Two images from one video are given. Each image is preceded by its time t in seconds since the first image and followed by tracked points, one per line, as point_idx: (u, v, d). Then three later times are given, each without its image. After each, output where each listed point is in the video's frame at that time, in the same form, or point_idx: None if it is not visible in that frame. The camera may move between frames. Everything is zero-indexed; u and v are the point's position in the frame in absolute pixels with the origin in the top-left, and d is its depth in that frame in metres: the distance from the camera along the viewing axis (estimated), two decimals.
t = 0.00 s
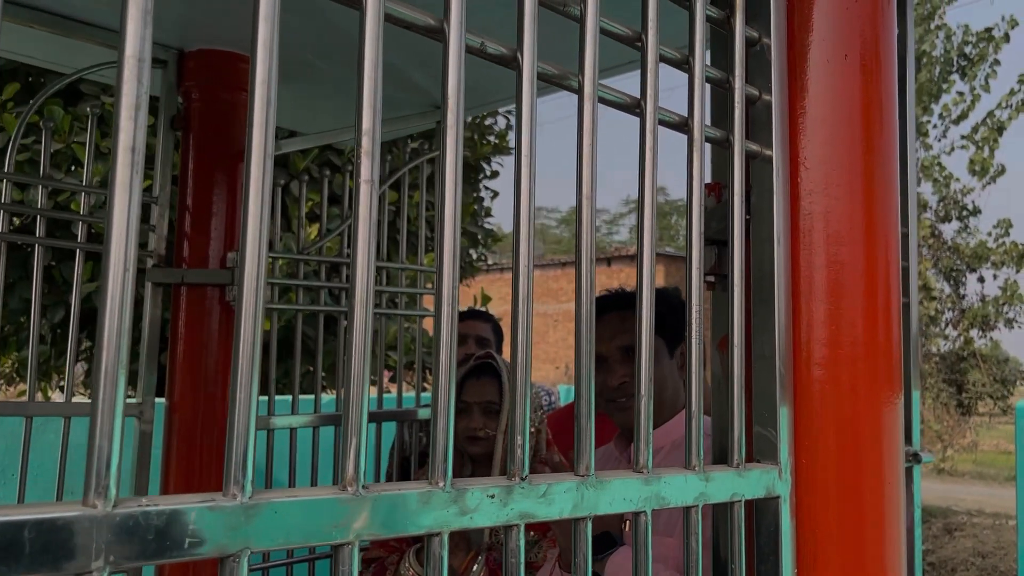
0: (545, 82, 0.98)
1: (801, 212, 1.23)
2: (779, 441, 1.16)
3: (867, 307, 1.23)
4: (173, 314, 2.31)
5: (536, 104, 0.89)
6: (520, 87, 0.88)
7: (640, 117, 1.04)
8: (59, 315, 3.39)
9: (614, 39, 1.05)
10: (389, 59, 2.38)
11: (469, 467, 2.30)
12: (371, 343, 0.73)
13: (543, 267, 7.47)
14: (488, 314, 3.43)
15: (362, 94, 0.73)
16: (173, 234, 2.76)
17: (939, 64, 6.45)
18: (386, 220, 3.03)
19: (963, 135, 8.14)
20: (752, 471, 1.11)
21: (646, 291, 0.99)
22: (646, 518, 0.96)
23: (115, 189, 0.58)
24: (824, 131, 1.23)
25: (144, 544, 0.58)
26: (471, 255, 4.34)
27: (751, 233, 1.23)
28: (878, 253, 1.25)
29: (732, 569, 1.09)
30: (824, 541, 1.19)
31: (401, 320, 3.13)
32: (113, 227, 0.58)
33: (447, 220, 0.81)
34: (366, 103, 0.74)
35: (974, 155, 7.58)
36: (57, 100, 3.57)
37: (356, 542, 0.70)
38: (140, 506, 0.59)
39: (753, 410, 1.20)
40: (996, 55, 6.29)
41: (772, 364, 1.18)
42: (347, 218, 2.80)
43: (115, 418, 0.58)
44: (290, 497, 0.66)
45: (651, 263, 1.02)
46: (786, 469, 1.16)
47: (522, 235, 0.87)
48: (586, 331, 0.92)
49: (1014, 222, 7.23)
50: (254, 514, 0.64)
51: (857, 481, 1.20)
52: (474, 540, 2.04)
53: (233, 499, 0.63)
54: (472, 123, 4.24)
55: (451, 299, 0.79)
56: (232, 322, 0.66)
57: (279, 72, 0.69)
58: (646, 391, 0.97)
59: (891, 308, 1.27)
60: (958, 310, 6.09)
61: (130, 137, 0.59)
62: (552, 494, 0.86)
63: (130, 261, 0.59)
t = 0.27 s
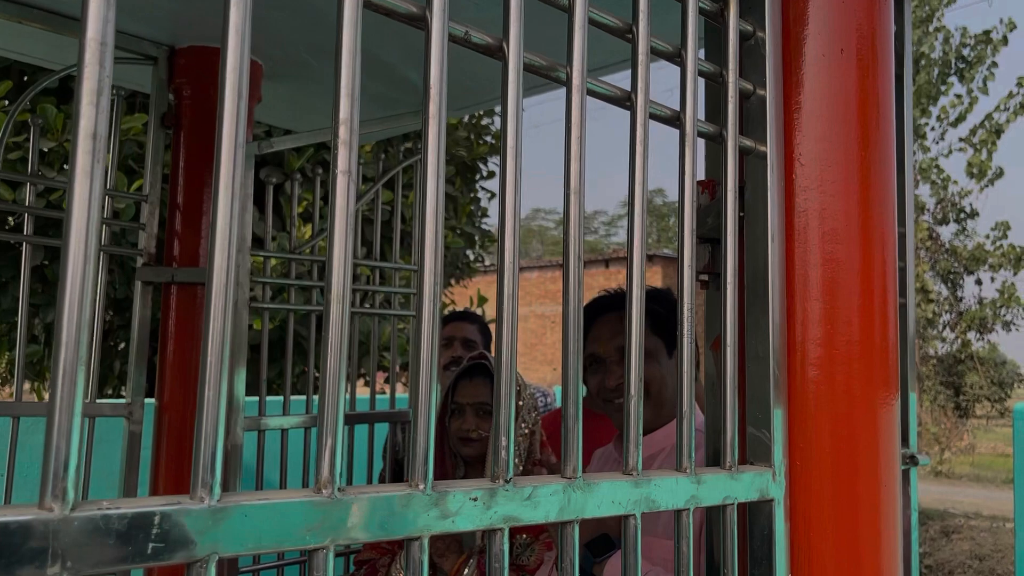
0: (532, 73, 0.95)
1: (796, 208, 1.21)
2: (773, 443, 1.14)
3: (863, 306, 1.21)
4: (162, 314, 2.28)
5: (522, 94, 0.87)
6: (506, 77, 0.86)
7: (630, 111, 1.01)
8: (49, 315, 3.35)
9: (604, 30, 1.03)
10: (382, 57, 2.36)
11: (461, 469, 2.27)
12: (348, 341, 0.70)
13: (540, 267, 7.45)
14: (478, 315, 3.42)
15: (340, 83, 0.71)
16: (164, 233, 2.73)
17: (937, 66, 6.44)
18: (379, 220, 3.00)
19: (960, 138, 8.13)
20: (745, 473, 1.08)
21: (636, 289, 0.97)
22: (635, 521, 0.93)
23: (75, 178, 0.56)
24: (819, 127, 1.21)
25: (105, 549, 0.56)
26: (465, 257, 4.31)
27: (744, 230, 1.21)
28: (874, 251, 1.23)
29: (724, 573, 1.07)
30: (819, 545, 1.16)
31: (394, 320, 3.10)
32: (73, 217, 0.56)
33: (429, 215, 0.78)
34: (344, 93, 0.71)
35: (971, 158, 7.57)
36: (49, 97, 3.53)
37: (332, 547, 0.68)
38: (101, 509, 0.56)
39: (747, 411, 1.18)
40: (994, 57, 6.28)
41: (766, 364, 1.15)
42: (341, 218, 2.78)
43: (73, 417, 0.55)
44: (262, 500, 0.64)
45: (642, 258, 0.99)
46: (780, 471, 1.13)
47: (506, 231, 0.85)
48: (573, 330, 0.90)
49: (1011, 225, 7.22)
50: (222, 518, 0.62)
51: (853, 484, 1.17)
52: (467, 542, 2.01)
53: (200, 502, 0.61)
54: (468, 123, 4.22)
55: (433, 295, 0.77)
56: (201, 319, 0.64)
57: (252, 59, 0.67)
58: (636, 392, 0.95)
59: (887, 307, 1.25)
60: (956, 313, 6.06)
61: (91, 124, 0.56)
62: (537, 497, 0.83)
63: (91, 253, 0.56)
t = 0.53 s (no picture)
0: (524, 47, 0.90)
1: (799, 195, 1.16)
2: (775, 439, 1.09)
3: (869, 297, 1.16)
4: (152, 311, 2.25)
5: (512, 67, 0.82)
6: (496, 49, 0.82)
7: (628, 90, 0.97)
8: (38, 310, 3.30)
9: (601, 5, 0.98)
10: (374, 48, 2.30)
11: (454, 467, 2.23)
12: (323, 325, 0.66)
13: (539, 266, 7.40)
14: (473, 312, 3.39)
15: (316, 49, 0.66)
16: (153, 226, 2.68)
17: (937, 65, 6.40)
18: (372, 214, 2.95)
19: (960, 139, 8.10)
20: (746, 470, 1.04)
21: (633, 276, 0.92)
22: (631, 520, 0.89)
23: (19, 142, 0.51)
24: (825, 110, 1.16)
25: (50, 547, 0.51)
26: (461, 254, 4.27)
27: (746, 218, 1.16)
28: (881, 239, 1.18)
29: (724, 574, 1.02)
30: (822, 544, 1.12)
31: (387, 317, 3.06)
32: (15, 185, 0.51)
33: (412, 195, 0.74)
34: (321, 59, 0.66)
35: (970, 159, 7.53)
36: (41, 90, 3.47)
37: (304, 545, 0.63)
38: (46, 503, 0.51)
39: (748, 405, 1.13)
40: (994, 57, 6.24)
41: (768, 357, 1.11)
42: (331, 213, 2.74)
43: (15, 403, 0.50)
44: (227, 495, 0.59)
45: (640, 243, 0.95)
46: (782, 468, 1.09)
47: (496, 215, 0.81)
48: (566, 319, 0.85)
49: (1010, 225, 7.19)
50: (182, 513, 0.57)
51: (858, 482, 1.13)
52: (459, 540, 1.96)
53: (158, 497, 0.56)
54: (464, 119, 4.17)
55: (416, 278, 0.72)
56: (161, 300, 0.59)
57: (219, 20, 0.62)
58: (633, 385, 0.90)
59: (894, 298, 1.20)
60: (954, 314, 6.01)
61: (36, 84, 0.52)
62: (528, 494, 0.79)
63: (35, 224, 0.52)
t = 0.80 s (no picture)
0: (515, 27, 0.85)
1: (802, 187, 1.12)
2: (776, 440, 1.05)
3: (874, 293, 1.12)
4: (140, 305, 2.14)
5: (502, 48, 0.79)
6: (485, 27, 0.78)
7: (624, 74, 0.92)
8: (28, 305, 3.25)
9: None
10: (366, 41, 2.25)
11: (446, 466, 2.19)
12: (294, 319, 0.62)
13: (536, 265, 7.36)
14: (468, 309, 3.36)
15: (289, 23, 0.62)
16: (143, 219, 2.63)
17: (937, 64, 6.35)
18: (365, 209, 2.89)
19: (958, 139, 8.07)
20: (746, 473, 0.99)
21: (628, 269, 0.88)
22: (626, 526, 0.85)
23: None
24: (830, 99, 1.12)
25: None
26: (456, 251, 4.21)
27: (746, 211, 1.12)
28: (886, 234, 1.14)
29: None
30: (824, 550, 1.07)
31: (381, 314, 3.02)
32: None
33: (393, 181, 0.70)
34: (294, 33, 0.62)
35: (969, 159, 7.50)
36: (32, 83, 3.40)
37: (272, 554, 0.59)
38: None
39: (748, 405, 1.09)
40: (994, 56, 6.21)
41: (768, 355, 1.07)
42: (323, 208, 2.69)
43: None
44: (187, 501, 0.56)
45: (637, 234, 0.90)
46: (783, 470, 1.05)
47: (483, 203, 0.76)
48: (557, 314, 0.81)
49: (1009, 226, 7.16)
50: (137, 520, 0.53)
51: (862, 486, 1.09)
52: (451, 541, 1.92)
53: (110, 503, 0.52)
54: (461, 115, 4.13)
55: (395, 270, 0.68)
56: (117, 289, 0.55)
57: None
58: (627, 384, 0.86)
59: (900, 295, 1.16)
60: (952, 314, 5.96)
61: None
62: (516, 499, 0.75)
63: None
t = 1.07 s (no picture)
0: None
1: (814, 174, 1.08)
2: (786, 435, 1.01)
3: (888, 284, 1.08)
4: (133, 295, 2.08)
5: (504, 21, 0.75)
6: None
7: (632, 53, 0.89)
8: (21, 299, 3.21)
9: None
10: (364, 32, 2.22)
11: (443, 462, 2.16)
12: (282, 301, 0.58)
13: (535, 263, 7.32)
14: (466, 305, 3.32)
15: None
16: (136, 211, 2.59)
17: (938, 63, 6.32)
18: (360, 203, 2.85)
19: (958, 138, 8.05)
20: (756, 470, 0.96)
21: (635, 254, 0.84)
22: (632, 524, 0.81)
23: None
24: (843, 83, 1.08)
25: None
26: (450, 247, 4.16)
27: (756, 199, 1.08)
28: (901, 223, 1.10)
29: None
30: (834, 549, 1.04)
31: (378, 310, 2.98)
32: None
33: (389, 159, 0.66)
34: None
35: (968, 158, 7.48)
36: (27, 74, 3.35)
37: (258, 553, 0.56)
38: None
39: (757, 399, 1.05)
40: (995, 54, 6.17)
41: (779, 347, 1.03)
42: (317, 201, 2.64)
43: None
44: (165, 496, 0.52)
45: (645, 217, 0.86)
46: (793, 467, 1.01)
47: (483, 183, 0.73)
48: (561, 301, 0.77)
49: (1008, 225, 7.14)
50: (111, 516, 0.49)
51: (874, 483, 1.05)
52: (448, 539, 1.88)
53: (81, 497, 0.48)
54: (459, 110, 4.10)
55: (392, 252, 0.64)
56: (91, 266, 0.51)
57: None
58: (634, 376, 0.82)
59: (914, 286, 1.12)
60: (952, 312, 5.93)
61: None
62: (518, 495, 0.71)
63: None
